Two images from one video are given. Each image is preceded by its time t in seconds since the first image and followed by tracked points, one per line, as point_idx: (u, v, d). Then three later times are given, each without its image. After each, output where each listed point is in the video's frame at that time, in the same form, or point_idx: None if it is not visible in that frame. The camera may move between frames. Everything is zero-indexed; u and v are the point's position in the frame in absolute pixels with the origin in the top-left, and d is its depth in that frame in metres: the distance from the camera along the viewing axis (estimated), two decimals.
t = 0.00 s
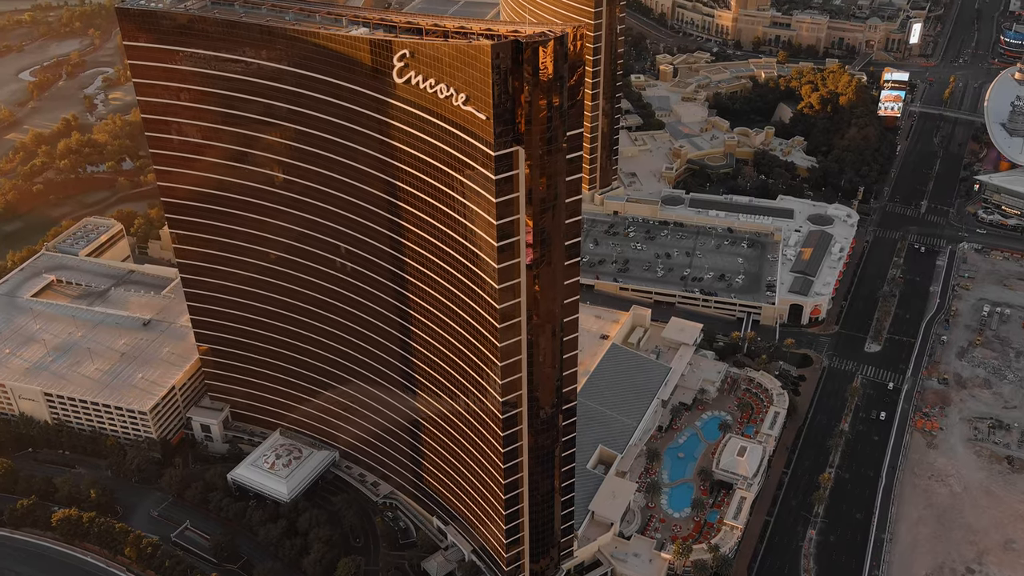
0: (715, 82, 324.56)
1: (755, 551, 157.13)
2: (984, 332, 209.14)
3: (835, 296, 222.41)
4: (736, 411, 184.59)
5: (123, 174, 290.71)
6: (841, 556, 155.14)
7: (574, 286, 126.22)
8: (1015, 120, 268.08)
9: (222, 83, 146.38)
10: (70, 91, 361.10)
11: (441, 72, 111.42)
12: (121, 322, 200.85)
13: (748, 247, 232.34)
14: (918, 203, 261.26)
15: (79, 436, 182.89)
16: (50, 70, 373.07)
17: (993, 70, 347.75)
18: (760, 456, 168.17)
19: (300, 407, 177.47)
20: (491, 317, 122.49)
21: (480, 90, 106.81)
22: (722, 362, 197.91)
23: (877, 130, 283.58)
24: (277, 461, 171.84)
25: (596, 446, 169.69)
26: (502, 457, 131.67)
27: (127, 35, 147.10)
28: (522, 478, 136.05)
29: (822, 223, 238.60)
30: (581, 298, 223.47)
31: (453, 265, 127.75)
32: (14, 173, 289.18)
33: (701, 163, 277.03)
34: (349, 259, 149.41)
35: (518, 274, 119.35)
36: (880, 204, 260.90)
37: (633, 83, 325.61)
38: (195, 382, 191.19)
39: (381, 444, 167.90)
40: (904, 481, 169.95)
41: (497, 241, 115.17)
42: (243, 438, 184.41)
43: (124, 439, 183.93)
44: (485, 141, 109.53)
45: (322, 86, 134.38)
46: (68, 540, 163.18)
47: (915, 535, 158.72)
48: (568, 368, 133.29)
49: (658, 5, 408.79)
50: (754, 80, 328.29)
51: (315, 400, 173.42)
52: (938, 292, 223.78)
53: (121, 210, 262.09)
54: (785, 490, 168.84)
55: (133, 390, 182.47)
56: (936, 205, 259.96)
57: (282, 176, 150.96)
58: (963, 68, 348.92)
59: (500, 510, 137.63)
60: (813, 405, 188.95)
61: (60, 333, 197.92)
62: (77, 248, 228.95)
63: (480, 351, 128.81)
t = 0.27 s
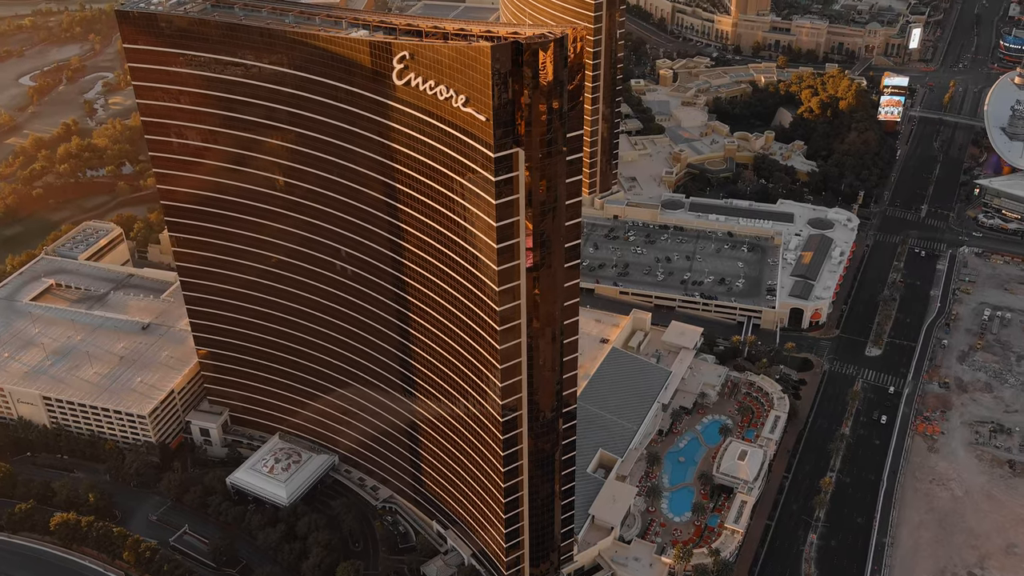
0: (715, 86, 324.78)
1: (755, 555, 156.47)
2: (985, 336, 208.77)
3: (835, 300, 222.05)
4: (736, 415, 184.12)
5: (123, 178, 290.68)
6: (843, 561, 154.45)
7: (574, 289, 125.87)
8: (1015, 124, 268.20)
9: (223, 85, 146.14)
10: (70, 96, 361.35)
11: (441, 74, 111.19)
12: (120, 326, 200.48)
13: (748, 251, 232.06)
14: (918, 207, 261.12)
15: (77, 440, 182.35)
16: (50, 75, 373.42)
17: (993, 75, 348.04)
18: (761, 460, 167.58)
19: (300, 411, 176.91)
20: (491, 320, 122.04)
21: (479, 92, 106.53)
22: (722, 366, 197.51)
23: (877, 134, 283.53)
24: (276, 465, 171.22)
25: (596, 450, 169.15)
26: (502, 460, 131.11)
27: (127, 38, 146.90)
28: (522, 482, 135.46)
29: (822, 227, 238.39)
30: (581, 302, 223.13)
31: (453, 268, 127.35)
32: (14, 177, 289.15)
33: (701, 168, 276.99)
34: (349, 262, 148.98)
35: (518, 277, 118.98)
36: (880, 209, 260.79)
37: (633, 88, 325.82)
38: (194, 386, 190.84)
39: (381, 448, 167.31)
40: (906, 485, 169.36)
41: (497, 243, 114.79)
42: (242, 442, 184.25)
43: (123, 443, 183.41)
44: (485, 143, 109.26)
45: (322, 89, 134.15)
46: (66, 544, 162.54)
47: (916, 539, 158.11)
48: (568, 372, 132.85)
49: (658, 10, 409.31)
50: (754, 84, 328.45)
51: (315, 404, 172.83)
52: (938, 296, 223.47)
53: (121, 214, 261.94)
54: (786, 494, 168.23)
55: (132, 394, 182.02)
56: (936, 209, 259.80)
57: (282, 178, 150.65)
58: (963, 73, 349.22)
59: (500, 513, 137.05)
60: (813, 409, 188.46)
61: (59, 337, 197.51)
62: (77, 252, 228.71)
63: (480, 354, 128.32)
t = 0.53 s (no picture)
0: (715, 91, 324.93)
1: (756, 559, 155.89)
2: (986, 340, 208.44)
3: (836, 304, 221.72)
4: (737, 419, 183.61)
5: (123, 182, 290.67)
6: (844, 564, 153.89)
7: (574, 291, 125.50)
8: (1015, 128, 268.30)
9: (222, 88, 146.03)
10: (70, 100, 361.47)
11: (442, 76, 111.02)
12: (120, 329, 200.06)
13: (748, 255, 231.77)
14: (918, 211, 260.96)
15: (76, 444, 181.79)
16: (51, 79, 373.54)
17: (992, 79, 348.34)
18: (762, 464, 167.06)
19: (299, 414, 176.44)
20: (491, 321, 121.64)
21: (479, 93, 106.33)
22: (722, 369, 197.03)
23: (877, 138, 283.44)
24: (275, 469, 170.74)
25: (597, 453, 168.69)
26: (502, 463, 130.60)
27: (127, 40, 146.85)
28: (522, 485, 134.87)
29: (822, 230, 238.14)
30: (581, 306, 222.75)
31: (453, 270, 127.01)
32: (14, 181, 289.14)
33: (701, 172, 276.89)
34: (349, 265, 148.66)
35: (518, 279, 118.66)
36: (880, 213, 260.62)
37: (633, 92, 325.97)
38: (193, 389, 190.39)
39: (380, 452, 166.87)
40: (907, 489, 168.84)
41: (497, 245, 114.43)
42: (241, 445, 183.49)
43: (122, 447, 182.88)
44: (484, 144, 109.02)
45: (322, 91, 134.03)
46: (64, 548, 162.08)
47: (918, 543, 157.58)
48: (568, 374, 132.38)
49: (658, 15, 409.79)
50: (754, 89, 328.56)
51: (315, 408, 172.38)
52: (939, 299, 223.17)
53: (121, 218, 261.73)
54: (787, 498, 167.71)
55: (131, 397, 181.53)
56: (936, 213, 259.65)
57: (281, 181, 150.44)
58: (963, 77, 349.45)
59: (500, 517, 136.42)
60: (814, 413, 188.02)
61: (58, 341, 197.10)
62: (76, 256, 228.43)
63: (480, 357, 127.92)
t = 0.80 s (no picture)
0: (715, 95, 325.00)
1: (757, 563, 155.33)
2: (987, 344, 208.13)
3: (836, 307, 221.47)
4: (737, 422, 183.13)
5: (123, 186, 290.61)
6: (845, 568, 153.26)
7: (574, 293, 125.10)
8: (1015, 132, 268.54)
9: (222, 90, 145.92)
10: (70, 105, 361.64)
11: (441, 77, 110.90)
12: (119, 333, 199.72)
13: (748, 259, 231.50)
14: (918, 215, 260.81)
15: (75, 447, 181.36)
16: (51, 84, 373.55)
17: (992, 84, 348.52)
18: (762, 467, 166.57)
19: (299, 417, 176.00)
20: (490, 324, 121.28)
21: (479, 94, 106.12)
22: (723, 373, 196.59)
23: (877, 142, 283.32)
24: (274, 472, 170.31)
25: (597, 457, 168.27)
26: (502, 466, 130.08)
27: (127, 43, 146.94)
28: (522, 488, 134.34)
29: (822, 234, 237.91)
30: (581, 309, 222.52)
31: (453, 272, 126.69)
32: (14, 184, 289.11)
33: (701, 176, 276.87)
34: (349, 268, 148.33)
35: (518, 281, 118.32)
36: (880, 216, 260.46)
37: (633, 97, 326.09)
38: (192, 393, 190.09)
39: (380, 455, 166.40)
40: (908, 493, 168.30)
41: (497, 246, 114.10)
42: (241, 449, 183.35)
43: (121, 450, 182.44)
44: (484, 146, 108.81)
45: (322, 93, 133.88)
46: (63, 552, 161.19)
47: (919, 547, 157.05)
48: (569, 377, 131.90)
49: (657, 20, 410.19)
50: (754, 93, 328.63)
51: (314, 411, 171.89)
52: (939, 303, 222.86)
53: (121, 222, 261.46)
54: (788, 502, 167.24)
55: (129, 401, 181.15)
56: (936, 217, 259.47)
57: (281, 183, 150.22)
58: (963, 82, 349.60)
59: (500, 520, 135.84)
60: (815, 417, 187.57)
61: (57, 344, 196.77)
62: (75, 259, 228.25)
63: (479, 359, 127.54)
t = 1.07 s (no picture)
0: (715, 99, 325.08)
1: (758, 567, 154.65)
2: (987, 347, 207.78)
3: (837, 311, 221.19)
4: (738, 426, 182.60)
5: (123, 190, 290.54)
6: (846, 572, 152.65)
7: (574, 295, 124.65)
8: (1015, 135, 268.66)
9: (223, 93, 145.84)
10: (70, 109, 361.75)
11: (441, 78, 110.73)
12: (118, 336, 199.37)
13: (749, 262, 231.24)
14: (919, 219, 260.67)
15: (73, 451, 180.83)
16: (51, 88, 373.71)
17: (992, 88, 348.74)
18: (763, 471, 165.99)
19: (298, 421, 175.51)
20: (490, 326, 120.84)
21: (479, 95, 105.85)
22: (723, 377, 196.20)
23: (877, 146, 283.34)
24: (273, 476, 169.83)
25: (597, 461, 167.77)
26: (502, 469, 129.58)
27: (128, 45, 146.89)
28: (522, 491, 133.86)
29: (822, 238, 237.66)
30: (582, 313, 222.19)
31: (452, 274, 126.36)
32: (14, 188, 289.02)
33: (701, 180, 276.82)
34: (349, 271, 148.03)
35: (518, 283, 117.92)
36: (880, 220, 260.35)
37: (633, 101, 326.18)
38: (191, 397, 189.66)
39: (379, 459, 165.87)
40: (909, 496, 167.77)
41: (497, 248, 113.76)
42: (239, 453, 182.69)
43: (120, 454, 181.95)
44: (484, 147, 108.52)
45: (322, 95, 133.77)
46: (61, 556, 160.61)
47: (920, 551, 156.52)
48: (569, 380, 131.44)
49: (657, 25, 410.56)
50: (754, 97, 328.66)
51: (314, 415, 171.44)
52: (940, 307, 222.57)
53: (120, 226, 261.27)
54: (789, 506, 166.65)
55: (129, 404, 180.71)
56: (937, 221, 259.34)
57: (281, 186, 150.04)
58: (962, 86, 349.72)
59: (500, 524, 135.43)
60: (815, 420, 187.07)
61: (56, 348, 196.38)
62: (75, 263, 227.97)
63: (479, 362, 127.16)
